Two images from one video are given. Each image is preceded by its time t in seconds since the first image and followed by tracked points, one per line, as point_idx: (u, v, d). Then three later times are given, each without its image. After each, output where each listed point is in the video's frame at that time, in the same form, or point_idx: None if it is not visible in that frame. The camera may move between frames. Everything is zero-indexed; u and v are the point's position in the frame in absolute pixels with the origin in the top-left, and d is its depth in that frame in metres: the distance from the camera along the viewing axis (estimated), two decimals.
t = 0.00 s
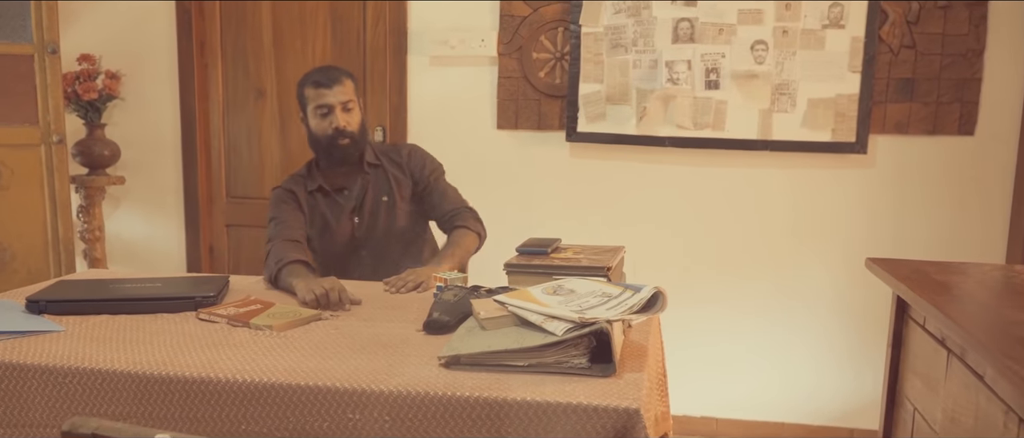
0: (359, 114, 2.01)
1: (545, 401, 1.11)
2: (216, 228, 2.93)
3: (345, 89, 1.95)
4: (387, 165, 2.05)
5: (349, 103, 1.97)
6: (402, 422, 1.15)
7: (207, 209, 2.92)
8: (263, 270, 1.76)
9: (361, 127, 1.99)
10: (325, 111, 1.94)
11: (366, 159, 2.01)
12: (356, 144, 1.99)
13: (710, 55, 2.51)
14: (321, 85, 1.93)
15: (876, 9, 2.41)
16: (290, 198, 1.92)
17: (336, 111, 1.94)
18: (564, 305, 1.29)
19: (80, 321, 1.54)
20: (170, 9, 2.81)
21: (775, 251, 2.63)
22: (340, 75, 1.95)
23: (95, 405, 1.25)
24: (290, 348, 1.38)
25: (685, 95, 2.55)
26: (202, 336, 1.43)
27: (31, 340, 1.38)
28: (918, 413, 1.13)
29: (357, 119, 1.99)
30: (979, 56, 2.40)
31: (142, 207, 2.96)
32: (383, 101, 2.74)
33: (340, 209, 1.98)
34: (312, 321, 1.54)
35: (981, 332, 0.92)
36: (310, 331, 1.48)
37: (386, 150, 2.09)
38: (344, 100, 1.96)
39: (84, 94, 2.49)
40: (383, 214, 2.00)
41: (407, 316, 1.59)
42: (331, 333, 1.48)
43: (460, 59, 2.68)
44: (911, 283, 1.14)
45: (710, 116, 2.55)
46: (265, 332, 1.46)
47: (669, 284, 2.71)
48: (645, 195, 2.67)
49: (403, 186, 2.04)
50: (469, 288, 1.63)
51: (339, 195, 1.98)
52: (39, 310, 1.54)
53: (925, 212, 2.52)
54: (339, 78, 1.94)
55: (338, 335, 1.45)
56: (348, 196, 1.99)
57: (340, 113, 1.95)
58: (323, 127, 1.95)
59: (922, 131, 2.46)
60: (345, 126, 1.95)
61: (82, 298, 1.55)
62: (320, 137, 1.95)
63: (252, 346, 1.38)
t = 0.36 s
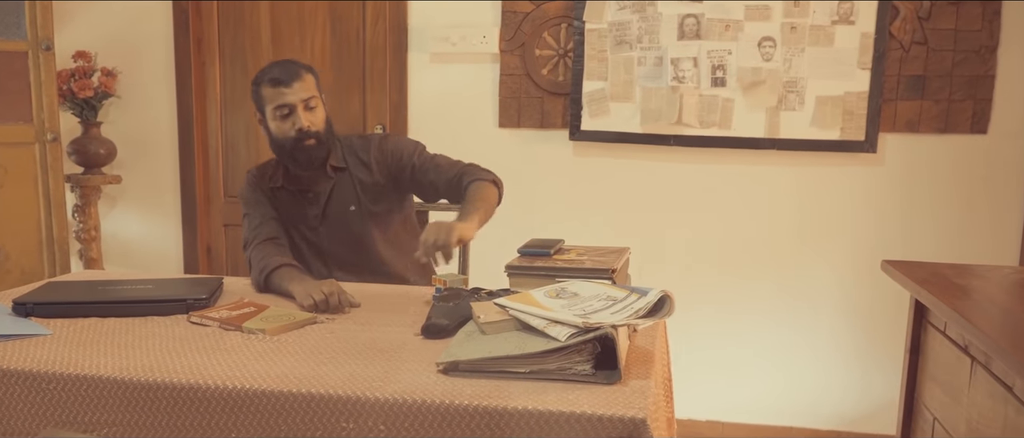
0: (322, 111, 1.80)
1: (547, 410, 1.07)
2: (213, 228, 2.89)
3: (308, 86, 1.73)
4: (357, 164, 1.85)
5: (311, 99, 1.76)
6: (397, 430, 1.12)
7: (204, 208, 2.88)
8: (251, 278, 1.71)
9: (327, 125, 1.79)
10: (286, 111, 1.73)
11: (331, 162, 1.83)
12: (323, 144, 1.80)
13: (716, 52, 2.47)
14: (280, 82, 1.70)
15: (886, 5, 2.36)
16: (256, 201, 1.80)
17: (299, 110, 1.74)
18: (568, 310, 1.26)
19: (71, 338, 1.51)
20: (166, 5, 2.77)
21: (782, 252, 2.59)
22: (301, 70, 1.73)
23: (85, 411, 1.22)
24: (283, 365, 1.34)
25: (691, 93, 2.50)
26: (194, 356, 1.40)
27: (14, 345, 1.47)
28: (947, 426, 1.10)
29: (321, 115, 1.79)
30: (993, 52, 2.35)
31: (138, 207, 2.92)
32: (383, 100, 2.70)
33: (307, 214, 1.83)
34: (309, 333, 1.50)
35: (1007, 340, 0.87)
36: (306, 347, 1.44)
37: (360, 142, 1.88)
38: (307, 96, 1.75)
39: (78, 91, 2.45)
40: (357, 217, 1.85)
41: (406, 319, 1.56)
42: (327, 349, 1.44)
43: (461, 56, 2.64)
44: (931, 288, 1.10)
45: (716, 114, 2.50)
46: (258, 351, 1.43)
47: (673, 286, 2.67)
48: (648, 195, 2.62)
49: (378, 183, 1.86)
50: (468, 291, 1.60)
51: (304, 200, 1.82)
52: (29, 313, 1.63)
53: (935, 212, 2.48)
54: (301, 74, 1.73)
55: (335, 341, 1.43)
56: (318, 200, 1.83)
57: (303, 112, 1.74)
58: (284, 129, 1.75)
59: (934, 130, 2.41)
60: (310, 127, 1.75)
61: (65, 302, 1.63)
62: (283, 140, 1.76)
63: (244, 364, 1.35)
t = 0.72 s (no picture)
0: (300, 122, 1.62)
1: (552, 417, 1.02)
2: (214, 226, 2.85)
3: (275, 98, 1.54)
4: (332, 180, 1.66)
5: (284, 109, 1.57)
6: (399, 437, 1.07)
7: (205, 206, 2.84)
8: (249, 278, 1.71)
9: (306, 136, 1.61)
10: (256, 127, 1.56)
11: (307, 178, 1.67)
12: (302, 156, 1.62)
13: (727, 47, 2.42)
14: (246, 95, 1.53)
15: None
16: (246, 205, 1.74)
17: (270, 124, 1.56)
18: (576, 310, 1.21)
19: (64, 344, 1.47)
20: None
21: (793, 251, 2.54)
22: (268, 80, 1.55)
23: (74, 416, 1.18)
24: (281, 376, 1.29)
25: (702, 89, 2.45)
26: (190, 365, 1.35)
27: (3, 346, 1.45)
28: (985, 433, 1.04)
29: (300, 124, 1.61)
30: (1013, 46, 2.30)
31: (137, 205, 2.88)
32: (387, 95, 2.67)
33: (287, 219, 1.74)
34: (310, 343, 1.46)
35: None
36: (307, 356, 1.40)
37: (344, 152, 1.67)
38: (280, 107, 1.56)
39: (77, 87, 2.41)
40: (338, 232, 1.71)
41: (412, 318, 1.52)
42: (328, 358, 1.39)
43: (466, 51, 2.59)
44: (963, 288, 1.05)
45: (728, 110, 2.45)
46: (257, 359, 1.38)
47: (681, 285, 2.62)
48: (657, 194, 2.58)
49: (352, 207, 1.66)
50: (472, 292, 1.60)
51: (286, 206, 1.72)
52: (19, 312, 1.60)
53: (948, 206, 2.43)
54: (267, 84, 1.54)
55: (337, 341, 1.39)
56: (300, 210, 1.71)
57: (276, 124, 1.56)
58: (256, 143, 1.58)
59: (952, 126, 2.36)
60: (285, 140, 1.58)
61: (57, 301, 1.61)
62: (257, 155, 1.60)
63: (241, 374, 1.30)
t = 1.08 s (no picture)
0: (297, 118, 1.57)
1: (565, 426, 0.97)
2: (218, 226, 2.82)
3: (270, 96, 1.49)
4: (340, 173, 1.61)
5: (280, 106, 1.52)
6: None
7: (208, 204, 2.81)
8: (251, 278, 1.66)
9: (304, 131, 1.57)
10: (253, 126, 1.51)
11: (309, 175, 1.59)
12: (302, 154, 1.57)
13: (744, 41, 2.36)
14: (241, 94, 1.48)
15: None
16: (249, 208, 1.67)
17: (265, 123, 1.51)
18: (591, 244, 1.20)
19: (60, 345, 1.42)
20: None
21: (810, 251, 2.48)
22: (262, 78, 1.50)
23: (65, 421, 1.13)
24: (281, 380, 1.24)
25: (717, 84, 2.40)
26: (188, 369, 1.30)
27: None
28: None
29: (296, 119, 1.57)
30: None
31: (139, 203, 2.85)
32: (394, 91, 2.62)
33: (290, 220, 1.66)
34: (314, 347, 1.41)
35: None
36: (310, 360, 1.35)
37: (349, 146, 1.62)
38: (276, 103, 1.52)
39: (79, 82, 2.38)
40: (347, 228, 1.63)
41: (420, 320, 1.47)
42: (331, 362, 1.34)
43: (475, 46, 2.54)
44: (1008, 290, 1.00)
45: (744, 106, 2.39)
46: (258, 364, 1.33)
47: (694, 286, 2.57)
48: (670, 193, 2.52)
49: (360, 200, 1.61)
50: (481, 292, 1.59)
51: (288, 205, 1.64)
52: (13, 313, 1.55)
53: (971, 205, 2.37)
54: (262, 83, 1.50)
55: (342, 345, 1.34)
56: (303, 209, 1.64)
57: (272, 123, 1.52)
58: (255, 143, 1.53)
59: (977, 123, 2.29)
60: (282, 139, 1.53)
61: (52, 302, 1.56)
62: (255, 156, 1.54)
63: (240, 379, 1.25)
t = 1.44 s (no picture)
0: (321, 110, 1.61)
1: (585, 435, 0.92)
2: (229, 226, 2.84)
3: (297, 83, 1.53)
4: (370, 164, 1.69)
5: (306, 94, 1.57)
6: None
7: (220, 203, 2.84)
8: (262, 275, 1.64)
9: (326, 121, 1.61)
10: (280, 113, 1.54)
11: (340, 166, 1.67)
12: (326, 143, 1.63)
13: (768, 36, 2.32)
14: (269, 79, 1.52)
15: None
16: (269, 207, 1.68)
17: (291, 108, 1.54)
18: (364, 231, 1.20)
19: (62, 346, 1.38)
20: None
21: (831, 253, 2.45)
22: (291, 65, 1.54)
23: (64, 425, 1.09)
24: (288, 385, 1.20)
25: (740, 80, 2.36)
26: (192, 372, 1.26)
27: None
28: None
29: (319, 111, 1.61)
30: None
31: (149, 202, 2.91)
32: (407, 88, 2.60)
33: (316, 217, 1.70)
34: (324, 351, 1.37)
35: None
36: (319, 364, 1.30)
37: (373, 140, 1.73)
38: (301, 92, 1.55)
39: (88, 79, 2.36)
40: (318, 216, 1.63)
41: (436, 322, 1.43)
42: (342, 366, 1.30)
43: (490, 41, 2.53)
44: None
45: (768, 103, 2.35)
46: (265, 367, 1.29)
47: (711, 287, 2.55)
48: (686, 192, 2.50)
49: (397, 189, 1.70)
50: (498, 294, 1.55)
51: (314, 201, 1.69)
52: (16, 313, 1.51)
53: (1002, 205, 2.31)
54: (290, 70, 1.54)
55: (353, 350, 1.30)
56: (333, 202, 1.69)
57: (297, 109, 1.56)
58: (278, 131, 1.57)
59: (1011, 120, 2.24)
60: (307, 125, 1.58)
61: (55, 301, 1.51)
62: (279, 143, 1.58)
63: (245, 383, 1.21)
